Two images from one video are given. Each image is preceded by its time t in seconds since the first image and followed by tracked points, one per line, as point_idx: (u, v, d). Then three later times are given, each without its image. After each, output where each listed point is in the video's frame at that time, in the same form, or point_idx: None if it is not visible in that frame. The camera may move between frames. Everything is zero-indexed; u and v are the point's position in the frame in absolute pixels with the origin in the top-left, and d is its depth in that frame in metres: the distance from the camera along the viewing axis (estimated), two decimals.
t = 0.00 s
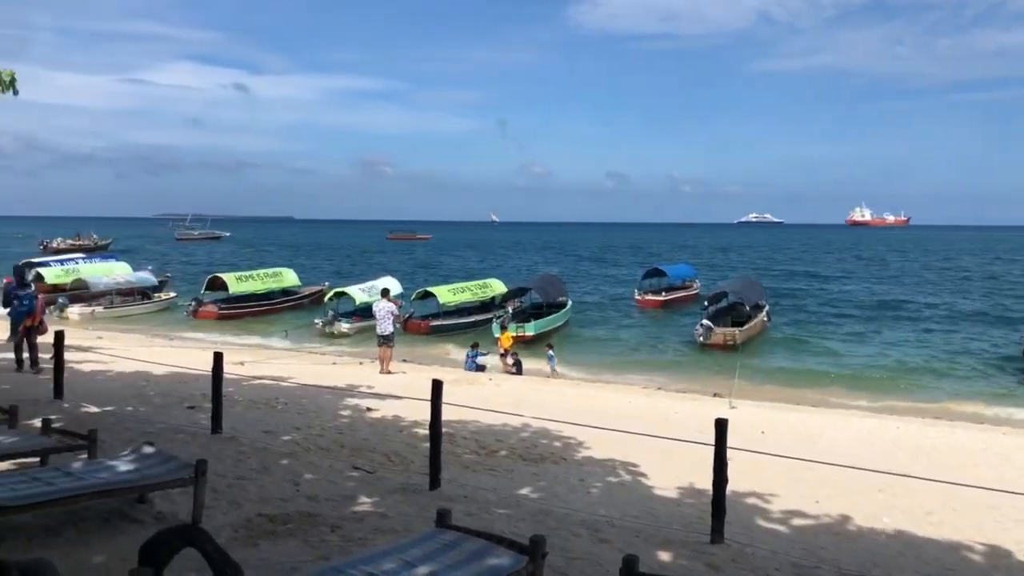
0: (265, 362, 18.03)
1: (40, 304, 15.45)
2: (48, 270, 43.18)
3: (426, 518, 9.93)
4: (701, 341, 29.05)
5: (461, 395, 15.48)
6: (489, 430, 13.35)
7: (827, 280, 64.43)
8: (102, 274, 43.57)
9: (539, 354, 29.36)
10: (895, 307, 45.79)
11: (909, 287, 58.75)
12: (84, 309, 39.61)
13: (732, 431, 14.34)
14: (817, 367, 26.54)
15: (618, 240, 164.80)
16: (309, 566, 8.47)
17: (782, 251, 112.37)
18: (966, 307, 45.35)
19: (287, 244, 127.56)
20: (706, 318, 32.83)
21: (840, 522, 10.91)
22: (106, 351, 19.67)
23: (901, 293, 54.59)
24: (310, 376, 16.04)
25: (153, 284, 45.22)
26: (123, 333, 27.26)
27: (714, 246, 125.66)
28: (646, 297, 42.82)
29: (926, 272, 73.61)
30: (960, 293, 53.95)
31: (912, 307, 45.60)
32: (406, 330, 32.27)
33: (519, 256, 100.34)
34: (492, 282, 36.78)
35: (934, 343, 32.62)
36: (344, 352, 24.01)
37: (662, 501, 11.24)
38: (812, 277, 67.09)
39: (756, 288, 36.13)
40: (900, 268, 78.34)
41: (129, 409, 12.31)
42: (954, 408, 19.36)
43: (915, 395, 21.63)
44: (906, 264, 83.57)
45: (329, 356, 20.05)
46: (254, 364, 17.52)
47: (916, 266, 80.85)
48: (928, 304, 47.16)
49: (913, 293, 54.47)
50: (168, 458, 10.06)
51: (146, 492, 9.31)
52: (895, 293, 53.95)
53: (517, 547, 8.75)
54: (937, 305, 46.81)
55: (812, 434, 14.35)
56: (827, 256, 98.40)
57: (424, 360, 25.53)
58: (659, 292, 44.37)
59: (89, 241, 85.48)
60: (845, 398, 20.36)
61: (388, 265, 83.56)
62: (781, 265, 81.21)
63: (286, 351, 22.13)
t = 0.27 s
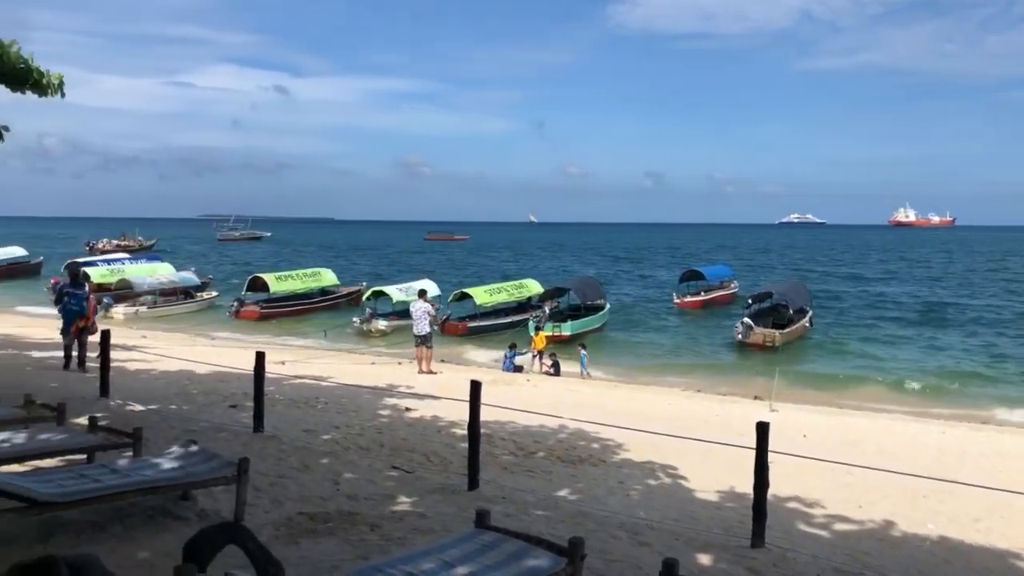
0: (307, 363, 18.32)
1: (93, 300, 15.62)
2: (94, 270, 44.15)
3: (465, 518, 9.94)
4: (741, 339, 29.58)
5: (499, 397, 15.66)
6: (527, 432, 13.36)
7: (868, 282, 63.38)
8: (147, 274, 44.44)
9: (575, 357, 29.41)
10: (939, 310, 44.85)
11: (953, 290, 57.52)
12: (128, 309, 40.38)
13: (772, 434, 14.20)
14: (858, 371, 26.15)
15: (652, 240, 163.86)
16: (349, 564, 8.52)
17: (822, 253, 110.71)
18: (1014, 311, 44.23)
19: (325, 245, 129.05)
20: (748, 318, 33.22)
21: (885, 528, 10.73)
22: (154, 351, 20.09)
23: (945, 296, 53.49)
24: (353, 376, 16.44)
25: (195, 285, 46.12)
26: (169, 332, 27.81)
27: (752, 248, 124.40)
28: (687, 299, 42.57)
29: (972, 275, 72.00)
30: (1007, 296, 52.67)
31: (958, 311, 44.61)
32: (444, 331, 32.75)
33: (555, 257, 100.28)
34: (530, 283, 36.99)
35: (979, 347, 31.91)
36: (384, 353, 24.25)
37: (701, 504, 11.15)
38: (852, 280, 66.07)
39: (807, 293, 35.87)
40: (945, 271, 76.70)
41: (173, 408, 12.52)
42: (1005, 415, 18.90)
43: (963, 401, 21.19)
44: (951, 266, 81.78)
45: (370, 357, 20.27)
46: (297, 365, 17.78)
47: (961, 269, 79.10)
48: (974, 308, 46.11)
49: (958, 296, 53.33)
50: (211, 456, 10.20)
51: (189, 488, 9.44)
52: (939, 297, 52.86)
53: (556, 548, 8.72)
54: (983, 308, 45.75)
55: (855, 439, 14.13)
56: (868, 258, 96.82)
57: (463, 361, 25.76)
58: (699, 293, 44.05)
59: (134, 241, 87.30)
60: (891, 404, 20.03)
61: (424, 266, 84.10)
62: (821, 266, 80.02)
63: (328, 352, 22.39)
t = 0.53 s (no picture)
0: (349, 365, 18.52)
1: (138, 299, 15.82)
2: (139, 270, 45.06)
3: (503, 520, 9.94)
4: (778, 339, 29.41)
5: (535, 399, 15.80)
6: (565, 436, 13.35)
7: (910, 284, 62.23)
8: (189, 274, 45.21)
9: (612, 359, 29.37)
10: (986, 313, 43.82)
11: (999, 292, 56.22)
12: (172, 309, 41.10)
13: (813, 438, 14.02)
14: (901, 376, 25.72)
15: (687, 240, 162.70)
16: (388, 564, 8.57)
17: (864, 254, 108.89)
18: None
19: (360, 245, 130.21)
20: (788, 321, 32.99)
21: (930, 535, 10.51)
22: (201, 350, 20.49)
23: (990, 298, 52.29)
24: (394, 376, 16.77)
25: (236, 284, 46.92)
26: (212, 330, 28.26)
27: (789, 248, 123.03)
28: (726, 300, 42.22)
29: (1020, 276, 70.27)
30: None
31: (1005, 314, 43.55)
32: (482, 332, 33.15)
33: (589, 258, 100.02)
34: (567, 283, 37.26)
35: None
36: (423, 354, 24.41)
37: (741, 508, 11.03)
38: (894, 281, 64.93)
39: (849, 295, 35.57)
40: (991, 272, 74.97)
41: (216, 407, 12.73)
42: None
43: (1013, 408, 20.71)
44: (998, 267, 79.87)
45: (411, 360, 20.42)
46: (339, 367, 17.98)
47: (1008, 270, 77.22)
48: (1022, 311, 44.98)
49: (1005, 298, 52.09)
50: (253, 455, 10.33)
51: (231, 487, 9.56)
52: (984, 299, 51.70)
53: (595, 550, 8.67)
54: None
55: (899, 444, 13.88)
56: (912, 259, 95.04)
57: (501, 362, 25.90)
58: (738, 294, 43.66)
59: (175, 241, 88.90)
60: (937, 409, 19.67)
61: (459, 266, 84.55)
62: (860, 268, 78.80)
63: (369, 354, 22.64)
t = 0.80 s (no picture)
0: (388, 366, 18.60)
1: (173, 299, 15.82)
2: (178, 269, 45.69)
3: (538, 521, 9.93)
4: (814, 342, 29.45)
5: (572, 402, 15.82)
6: (601, 438, 13.30)
7: (949, 286, 61.13)
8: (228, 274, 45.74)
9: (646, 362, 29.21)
10: None
11: None
12: (211, 309, 41.50)
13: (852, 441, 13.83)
14: (941, 380, 25.30)
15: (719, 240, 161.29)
16: (425, 564, 8.59)
17: (902, 254, 107.08)
18: None
19: (392, 245, 130.97)
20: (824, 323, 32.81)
21: (973, 542, 10.31)
22: (242, 350, 20.80)
23: None
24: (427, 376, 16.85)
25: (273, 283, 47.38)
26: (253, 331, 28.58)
27: (823, 250, 121.43)
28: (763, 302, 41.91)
29: None
30: None
31: None
32: (516, 333, 33.23)
33: (621, 258, 99.70)
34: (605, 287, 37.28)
35: None
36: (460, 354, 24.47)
37: (778, 512, 10.92)
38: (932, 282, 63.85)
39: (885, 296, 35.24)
40: None
41: (253, 405, 12.87)
42: None
43: None
44: None
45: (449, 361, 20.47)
46: (379, 368, 18.06)
47: None
48: None
49: None
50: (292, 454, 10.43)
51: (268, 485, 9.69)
52: None
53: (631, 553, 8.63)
54: None
55: (941, 448, 13.64)
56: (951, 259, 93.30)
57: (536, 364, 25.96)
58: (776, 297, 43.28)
59: (211, 241, 90.07)
60: (982, 414, 19.31)
61: (491, 266, 84.77)
62: (897, 270, 77.55)
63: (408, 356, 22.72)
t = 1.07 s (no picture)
0: (426, 367, 18.69)
1: (211, 298, 16.03)
2: (217, 269, 46.34)
3: (573, 523, 9.90)
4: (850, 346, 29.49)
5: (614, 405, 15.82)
6: (637, 441, 13.25)
7: (991, 288, 59.95)
8: (265, 273, 46.27)
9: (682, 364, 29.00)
10: None
11: None
12: (250, 308, 41.93)
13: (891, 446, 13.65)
14: (982, 386, 24.88)
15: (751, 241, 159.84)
16: (461, 564, 8.60)
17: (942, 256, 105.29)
18: None
19: (424, 245, 131.73)
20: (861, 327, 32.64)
21: (1017, 550, 10.13)
22: (285, 350, 21.13)
23: None
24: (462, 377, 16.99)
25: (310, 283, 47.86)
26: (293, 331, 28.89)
27: (858, 251, 119.69)
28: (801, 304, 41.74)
29: None
30: None
31: None
32: (548, 333, 33.32)
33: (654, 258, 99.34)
34: (639, 288, 37.25)
35: None
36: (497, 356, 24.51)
37: (816, 517, 10.80)
38: (972, 284, 62.71)
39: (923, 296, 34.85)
40: None
41: (291, 405, 13.00)
42: None
43: None
44: None
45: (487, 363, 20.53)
46: (419, 370, 18.14)
47: None
48: None
49: None
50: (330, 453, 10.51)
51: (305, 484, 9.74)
52: None
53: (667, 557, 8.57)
54: None
55: (983, 453, 13.43)
56: (993, 261, 91.53)
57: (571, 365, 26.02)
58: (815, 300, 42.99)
59: (247, 240, 91.20)
60: None
61: (523, 267, 84.93)
62: (935, 271, 76.12)
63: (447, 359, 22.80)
